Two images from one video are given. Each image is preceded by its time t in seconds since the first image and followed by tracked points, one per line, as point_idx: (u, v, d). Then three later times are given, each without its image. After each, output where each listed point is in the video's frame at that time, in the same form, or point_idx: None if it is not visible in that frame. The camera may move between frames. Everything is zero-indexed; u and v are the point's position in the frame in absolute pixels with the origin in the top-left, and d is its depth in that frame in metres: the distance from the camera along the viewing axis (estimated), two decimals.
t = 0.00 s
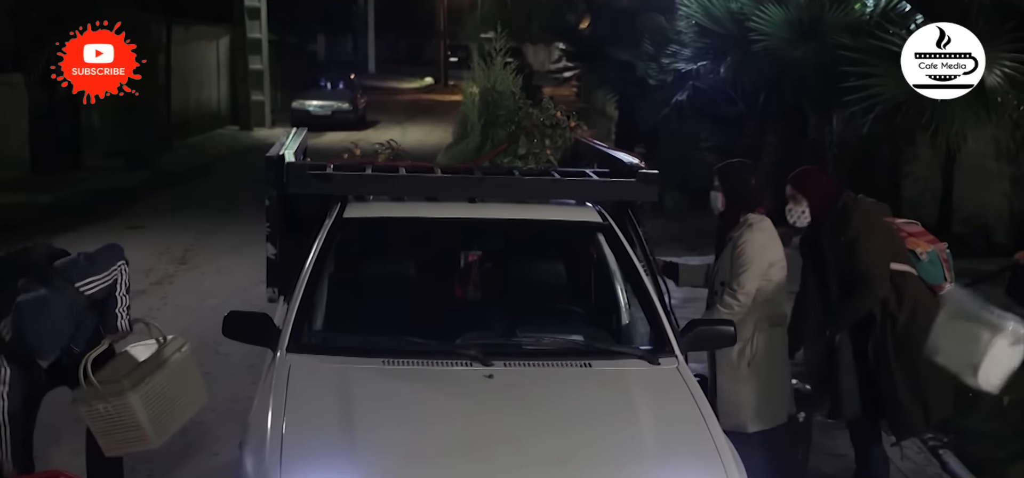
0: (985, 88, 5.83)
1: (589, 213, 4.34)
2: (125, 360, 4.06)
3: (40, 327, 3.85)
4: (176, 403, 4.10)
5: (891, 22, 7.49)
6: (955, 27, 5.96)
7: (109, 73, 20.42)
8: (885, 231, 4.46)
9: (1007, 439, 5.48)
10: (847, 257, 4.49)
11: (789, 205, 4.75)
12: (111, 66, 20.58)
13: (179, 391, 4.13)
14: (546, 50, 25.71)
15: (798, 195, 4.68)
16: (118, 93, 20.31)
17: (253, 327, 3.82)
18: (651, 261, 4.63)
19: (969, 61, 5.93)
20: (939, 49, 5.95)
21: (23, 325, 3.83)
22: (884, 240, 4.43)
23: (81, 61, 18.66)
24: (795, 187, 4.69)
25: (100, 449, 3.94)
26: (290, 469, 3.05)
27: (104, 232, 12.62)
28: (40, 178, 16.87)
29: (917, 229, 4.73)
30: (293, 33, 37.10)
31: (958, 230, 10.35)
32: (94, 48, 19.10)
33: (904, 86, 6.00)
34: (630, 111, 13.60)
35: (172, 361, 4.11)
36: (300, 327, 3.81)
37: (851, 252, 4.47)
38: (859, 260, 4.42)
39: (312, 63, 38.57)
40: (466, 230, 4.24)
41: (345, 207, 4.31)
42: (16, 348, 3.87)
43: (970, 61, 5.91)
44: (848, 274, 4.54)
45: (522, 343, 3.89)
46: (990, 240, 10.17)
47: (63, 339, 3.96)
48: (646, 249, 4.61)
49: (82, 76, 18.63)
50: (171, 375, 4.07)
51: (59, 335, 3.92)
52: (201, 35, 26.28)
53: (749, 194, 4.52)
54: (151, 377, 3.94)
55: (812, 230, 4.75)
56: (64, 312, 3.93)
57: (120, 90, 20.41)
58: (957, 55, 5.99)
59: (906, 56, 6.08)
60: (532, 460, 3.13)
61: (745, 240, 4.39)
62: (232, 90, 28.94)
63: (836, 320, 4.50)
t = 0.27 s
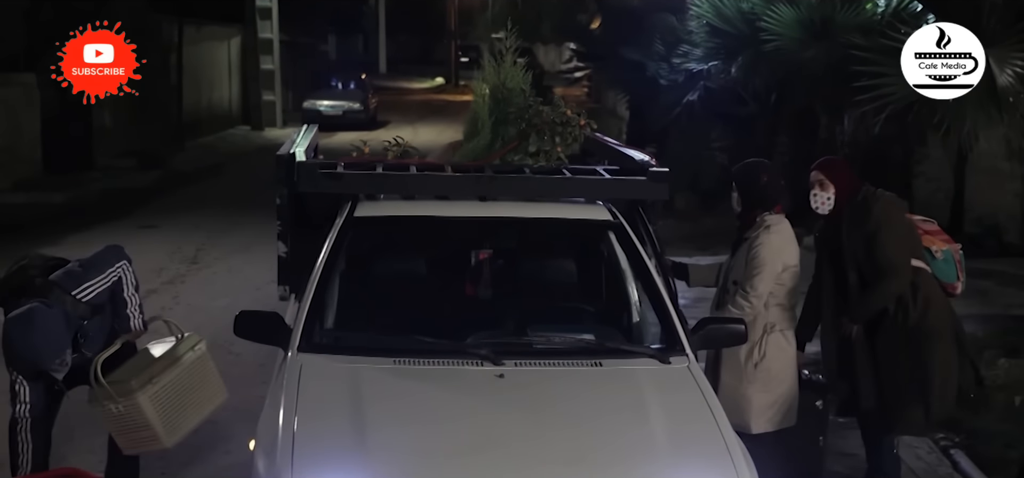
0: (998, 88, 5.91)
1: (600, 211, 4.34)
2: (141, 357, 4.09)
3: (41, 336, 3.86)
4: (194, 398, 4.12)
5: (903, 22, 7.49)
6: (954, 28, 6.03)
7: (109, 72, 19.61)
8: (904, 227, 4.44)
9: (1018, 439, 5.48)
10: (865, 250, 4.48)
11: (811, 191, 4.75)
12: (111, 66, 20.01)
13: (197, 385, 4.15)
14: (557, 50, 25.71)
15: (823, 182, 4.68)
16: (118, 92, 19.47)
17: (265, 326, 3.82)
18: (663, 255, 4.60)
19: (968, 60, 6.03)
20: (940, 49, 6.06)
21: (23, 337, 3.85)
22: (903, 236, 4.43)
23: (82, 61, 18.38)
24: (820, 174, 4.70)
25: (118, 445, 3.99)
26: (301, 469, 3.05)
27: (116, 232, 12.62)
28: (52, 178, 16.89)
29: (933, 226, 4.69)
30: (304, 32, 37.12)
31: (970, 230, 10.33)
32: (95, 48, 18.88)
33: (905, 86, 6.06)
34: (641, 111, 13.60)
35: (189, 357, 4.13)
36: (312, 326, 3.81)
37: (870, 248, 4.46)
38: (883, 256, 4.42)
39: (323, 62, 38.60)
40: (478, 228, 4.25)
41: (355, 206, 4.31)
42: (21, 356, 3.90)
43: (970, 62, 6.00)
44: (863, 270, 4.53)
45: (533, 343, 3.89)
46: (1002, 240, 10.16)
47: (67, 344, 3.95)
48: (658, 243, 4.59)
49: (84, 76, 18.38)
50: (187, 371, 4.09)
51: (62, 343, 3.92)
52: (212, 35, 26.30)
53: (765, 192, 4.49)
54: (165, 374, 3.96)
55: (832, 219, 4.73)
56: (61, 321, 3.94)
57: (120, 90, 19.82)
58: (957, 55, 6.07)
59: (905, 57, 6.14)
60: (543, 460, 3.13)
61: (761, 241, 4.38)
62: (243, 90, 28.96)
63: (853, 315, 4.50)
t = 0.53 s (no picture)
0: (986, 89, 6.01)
1: (614, 210, 4.35)
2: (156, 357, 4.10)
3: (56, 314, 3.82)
4: (209, 399, 4.14)
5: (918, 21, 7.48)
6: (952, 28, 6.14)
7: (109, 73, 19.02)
8: (918, 225, 4.45)
9: None
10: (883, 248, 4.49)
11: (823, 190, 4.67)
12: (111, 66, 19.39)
13: (211, 387, 4.17)
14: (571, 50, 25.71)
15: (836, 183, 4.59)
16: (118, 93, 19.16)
17: (280, 324, 3.84)
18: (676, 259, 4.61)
19: (968, 61, 6.07)
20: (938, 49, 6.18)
21: (39, 314, 3.82)
22: (916, 234, 4.43)
23: (81, 61, 17.91)
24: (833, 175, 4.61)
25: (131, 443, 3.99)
26: (315, 467, 3.06)
27: (130, 231, 12.65)
28: (67, 178, 16.94)
29: (946, 226, 4.70)
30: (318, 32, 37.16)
31: (984, 231, 10.32)
32: (94, 48, 18.21)
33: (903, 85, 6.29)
34: (655, 111, 13.60)
35: (204, 358, 4.15)
36: (327, 324, 3.82)
37: (887, 247, 4.47)
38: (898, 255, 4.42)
39: (337, 63, 38.64)
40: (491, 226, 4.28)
41: (371, 205, 4.33)
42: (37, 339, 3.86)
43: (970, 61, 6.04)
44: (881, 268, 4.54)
45: (548, 341, 3.90)
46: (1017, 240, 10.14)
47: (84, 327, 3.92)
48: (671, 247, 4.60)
49: (82, 75, 17.89)
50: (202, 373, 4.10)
51: (79, 324, 3.88)
52: (226, 35, 26.34)
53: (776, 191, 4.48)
54: (181, 373, 3.98)
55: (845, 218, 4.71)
56: (81, 304, 3.91)
57: (120, 90, 19.21)
58: (958, 55, 6.14)
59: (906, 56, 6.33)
60: (557, 458, 3.13)
61: (775, 238, 4.38)
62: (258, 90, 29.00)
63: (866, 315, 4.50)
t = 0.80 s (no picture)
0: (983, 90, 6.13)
1: (622, 211, 4.35)
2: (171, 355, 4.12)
3: (59, 287, 3.73)
4: (221, 398, 4.17)
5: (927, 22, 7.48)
6: (952, 28, 6.26)
7: (109, 73, 18.66)
8: (926, 225, 4.43)
9: None
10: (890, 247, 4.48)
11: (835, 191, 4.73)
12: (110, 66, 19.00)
13: (222, 385, 4.19)
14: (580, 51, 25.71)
15: (845, 183, 4.66)
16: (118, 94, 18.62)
17: (288, 324, 3.84)
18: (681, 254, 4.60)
19: (968, 61, 6.17)
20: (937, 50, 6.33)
21: (42, 286, 3.73)
22: (926, 234, 4.41)
23: (81, 61, 17.93)
24: (841, 175, 4.68)
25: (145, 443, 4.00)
26: (323, 466, 3.06)
27: (139, 232, 12.67)
28: (76, 178, 16.98)
29: (955, 224, 4.68)
30: (326, 34, 37.24)
31: (993, 231, 10.31)
32: (94, 47, 17.97)
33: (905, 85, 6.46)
34: (662, 112, 13.60)
35: (217, 356, 4.17)
36: (335, 324, 3.83)
37: (896, 248, 4.45)
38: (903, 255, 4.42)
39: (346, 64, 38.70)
40: (499, 228, 4.28)
41: (379, 204, 4.33)
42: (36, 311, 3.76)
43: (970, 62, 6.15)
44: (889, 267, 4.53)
45: (556, 341, 3.90)
46: None
47: (86, 302, 3.84)
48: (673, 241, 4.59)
49: (84, 75, 17.95)
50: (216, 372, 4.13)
51: (82, 300, 3.80)
52: (234, 36, 26.38)
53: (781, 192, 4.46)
54: (200, 370, 4.00)
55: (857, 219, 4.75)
56: (86, 284, 3.83)
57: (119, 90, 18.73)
58: (958, 55, 6.25)
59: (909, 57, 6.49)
60: (565, 459, 3.13)
61: (778, 237, 4.38)
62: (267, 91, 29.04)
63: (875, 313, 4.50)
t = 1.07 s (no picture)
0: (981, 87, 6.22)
1: (630, 211, 4.35)
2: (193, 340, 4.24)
3: (50, 263, 3.76)
4: (244, 375, 4.31)
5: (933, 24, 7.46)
6: (953, 29, 6.36)
7: (108, 74, 18.19)
8: (945, 222, 4.43)
9: None
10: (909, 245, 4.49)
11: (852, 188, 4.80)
12: (110, 68, 18.53)
13: (242, 364, 4.32)
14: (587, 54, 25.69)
15: (865, 177, 4.70)
16: (117, 94, 18.29)
17: (295, 324, 3.84)
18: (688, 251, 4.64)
19: (969, 61, 6.27)
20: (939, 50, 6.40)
21: (33, 263, 3.76)
22: (945, 230, 4.42)
23: (80, 61, 17.46)
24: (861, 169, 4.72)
25: (170, 433, 4.14)
26: (331, 467, 3.07)
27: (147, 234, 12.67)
28: (84, 179, 16.99)
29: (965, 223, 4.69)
30: (334, 36, 37.28)
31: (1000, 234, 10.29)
32: (94, 48, 17.36)
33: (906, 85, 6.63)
34: (669, 114, 13.61)
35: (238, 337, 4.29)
36: (343, 324, 3.84)
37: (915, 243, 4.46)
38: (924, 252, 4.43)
39: (353, 66, 38.75)
40: (506, 229, 4.27)
41: (387, 205, 4.34)
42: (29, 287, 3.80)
43: (969, 62, 6.25)
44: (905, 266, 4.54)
45: (563, 341, 3.91)
46: None
47: (82, 281, 3.86)
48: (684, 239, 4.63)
49: (83, 76, 17.55)
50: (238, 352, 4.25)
51: (78, 277, 3.83)
52: (242, 38, 26.39)
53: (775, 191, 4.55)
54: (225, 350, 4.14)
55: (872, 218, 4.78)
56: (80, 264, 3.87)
57: (120, 91, 18.34)
58: (958, 55, 6.38)
59: (907, 57, 6.71)
60: (573, 458, 3.14)
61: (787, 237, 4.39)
62: (274, 93, 29.06)
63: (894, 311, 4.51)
